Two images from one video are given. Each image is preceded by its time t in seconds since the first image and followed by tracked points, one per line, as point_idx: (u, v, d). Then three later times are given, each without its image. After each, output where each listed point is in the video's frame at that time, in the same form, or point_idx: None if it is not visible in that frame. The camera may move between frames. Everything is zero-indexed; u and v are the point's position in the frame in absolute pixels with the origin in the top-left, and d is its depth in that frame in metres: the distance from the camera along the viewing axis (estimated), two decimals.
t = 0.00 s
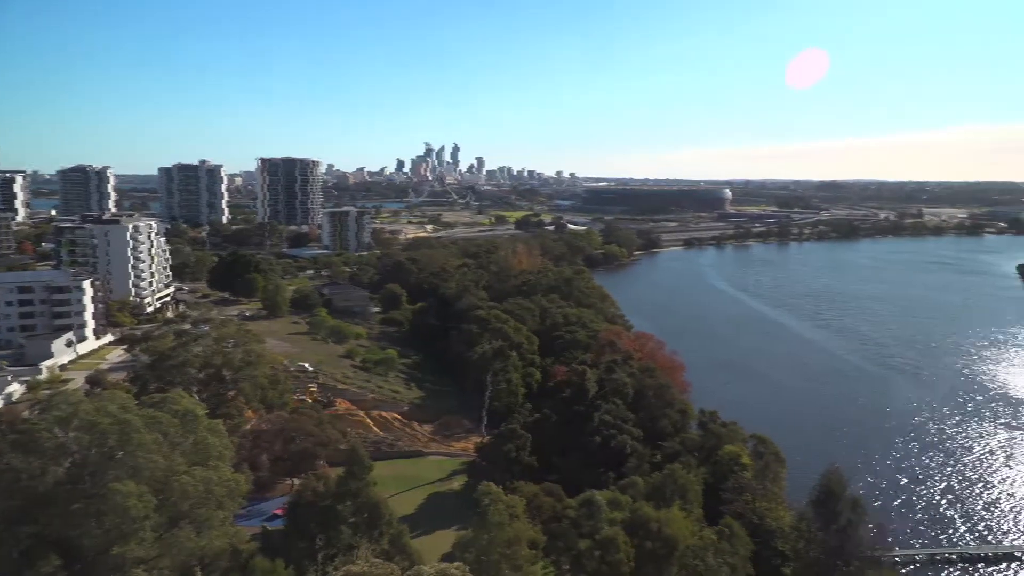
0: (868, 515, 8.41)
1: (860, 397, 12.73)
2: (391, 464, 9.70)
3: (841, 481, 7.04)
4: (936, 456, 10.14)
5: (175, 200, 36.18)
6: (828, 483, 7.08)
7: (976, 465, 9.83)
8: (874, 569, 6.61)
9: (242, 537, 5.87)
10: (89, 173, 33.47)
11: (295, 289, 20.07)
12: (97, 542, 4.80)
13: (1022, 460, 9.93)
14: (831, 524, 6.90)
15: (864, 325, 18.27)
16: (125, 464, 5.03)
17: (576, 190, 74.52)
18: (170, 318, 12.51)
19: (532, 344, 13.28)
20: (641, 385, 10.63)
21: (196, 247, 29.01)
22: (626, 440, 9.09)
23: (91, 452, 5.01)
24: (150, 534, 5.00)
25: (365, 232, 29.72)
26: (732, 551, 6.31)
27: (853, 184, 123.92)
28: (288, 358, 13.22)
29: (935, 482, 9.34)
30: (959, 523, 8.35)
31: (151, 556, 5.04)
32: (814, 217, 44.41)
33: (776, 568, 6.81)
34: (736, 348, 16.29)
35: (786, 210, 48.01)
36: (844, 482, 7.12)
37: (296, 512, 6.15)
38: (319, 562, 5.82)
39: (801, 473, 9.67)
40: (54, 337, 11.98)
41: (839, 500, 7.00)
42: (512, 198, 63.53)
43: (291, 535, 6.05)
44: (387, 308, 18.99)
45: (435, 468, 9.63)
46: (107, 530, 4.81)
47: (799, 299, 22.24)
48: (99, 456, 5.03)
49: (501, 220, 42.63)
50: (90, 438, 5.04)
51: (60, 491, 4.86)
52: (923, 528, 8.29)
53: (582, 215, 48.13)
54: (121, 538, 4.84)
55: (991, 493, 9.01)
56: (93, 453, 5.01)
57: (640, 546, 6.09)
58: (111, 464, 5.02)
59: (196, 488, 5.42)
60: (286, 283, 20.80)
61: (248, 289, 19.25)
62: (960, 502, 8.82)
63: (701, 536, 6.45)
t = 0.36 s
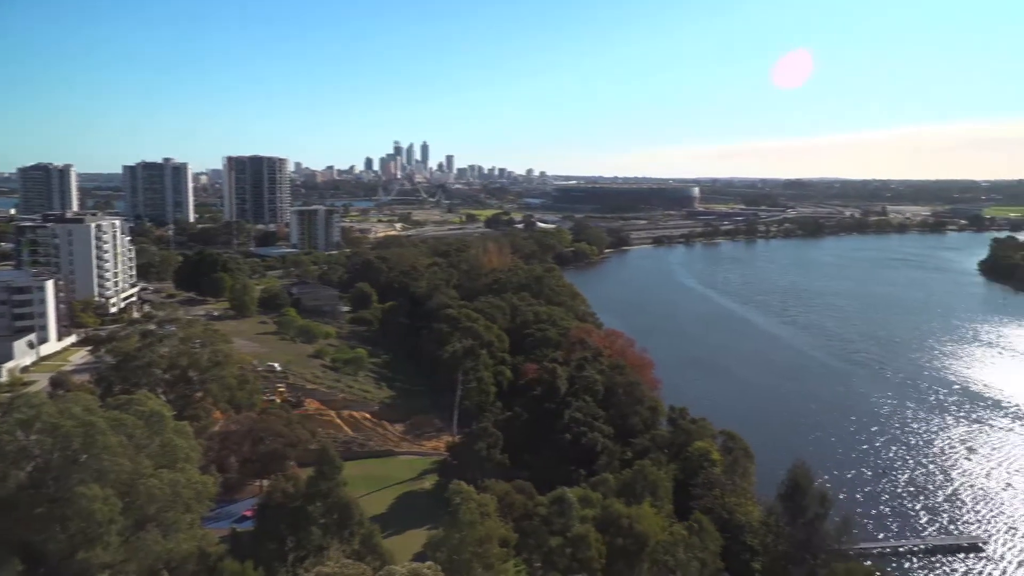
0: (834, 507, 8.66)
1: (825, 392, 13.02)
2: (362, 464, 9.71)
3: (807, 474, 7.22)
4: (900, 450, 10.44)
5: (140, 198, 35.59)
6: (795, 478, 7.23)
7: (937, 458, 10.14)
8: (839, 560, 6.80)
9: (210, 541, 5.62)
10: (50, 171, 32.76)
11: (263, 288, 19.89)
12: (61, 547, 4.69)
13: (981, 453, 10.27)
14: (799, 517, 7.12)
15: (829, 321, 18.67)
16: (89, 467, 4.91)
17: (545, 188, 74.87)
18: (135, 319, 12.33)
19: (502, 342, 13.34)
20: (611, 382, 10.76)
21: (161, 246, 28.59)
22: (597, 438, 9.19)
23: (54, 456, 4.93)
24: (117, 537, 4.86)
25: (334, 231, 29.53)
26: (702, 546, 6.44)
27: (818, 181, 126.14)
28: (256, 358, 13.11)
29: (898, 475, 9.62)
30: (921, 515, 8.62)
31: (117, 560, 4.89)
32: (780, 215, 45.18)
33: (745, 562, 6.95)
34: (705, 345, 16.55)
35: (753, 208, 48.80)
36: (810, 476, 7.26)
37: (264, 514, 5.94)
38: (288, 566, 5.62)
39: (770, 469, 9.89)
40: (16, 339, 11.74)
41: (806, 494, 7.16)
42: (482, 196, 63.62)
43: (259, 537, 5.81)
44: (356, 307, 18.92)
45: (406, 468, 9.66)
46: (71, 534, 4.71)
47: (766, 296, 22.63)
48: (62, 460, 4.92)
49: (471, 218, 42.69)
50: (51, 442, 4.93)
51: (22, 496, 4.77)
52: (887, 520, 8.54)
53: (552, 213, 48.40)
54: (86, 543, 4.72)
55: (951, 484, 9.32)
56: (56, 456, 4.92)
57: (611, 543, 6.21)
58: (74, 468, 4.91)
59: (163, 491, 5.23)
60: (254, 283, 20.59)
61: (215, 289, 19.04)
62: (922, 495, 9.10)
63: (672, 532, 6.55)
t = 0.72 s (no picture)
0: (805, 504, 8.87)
1: (797, 389, 13.27)
2: (336, 464, 9.71)
3: (779, 471, 7.30)
4: (868, 445, 10.71)
5: (108, 198, 35.01)
6: (767, 473, 7.34)
7: (904, 453, 10.42)
8: (812, 555, 6.95)
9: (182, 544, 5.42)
10: (16, 169, 32.09)
11: (235, 288, 19.72)
12: (28, 552, 4.59)
13: (947, 447, 10.58)
14: (772, 513, 7.22)
15: (800, 319, 19.01)
16: (57, 470, 4.84)
17: (519, 186, 75.05)
18: (105, 320, 12.17)
19: (477, 341, 13.40)
20: (586, 381, 10.88)
21: (130, 246, 28.17)
22: (572, 436, 9.28)
23: (21, 459, 4.87)
24: (86, 541, 4.78)
25: (307, 231, 29.32)
26: (674, 542, 6.55)
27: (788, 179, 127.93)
28: (227, 359, 13.02)
29: (867, 469, 9.88)
30: (890, 509, 8.87)
31: (86, 565, 4.72)
32: (752, 214, 45.81)
33: (718, 558, 7.18)
34: (678, 343, 16.76)
35: (724, 208, 49.47)
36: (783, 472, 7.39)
37: (237, 515, 5.89)
38: (262, 567, 5.61)
39: (743, 464, 10.09)
40: None
41: (779, 489, 7.28)
42: (457, 195, 63.60)
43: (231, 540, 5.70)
44: (330, 306, 18.85)
45: (381, 468, 9.69)
46: (40, 538, 4.64)
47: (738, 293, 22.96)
48: (30, 463, 4.86)
49: (445, 217, 42.64)
50: (18, 446, 4.90)
51: None
52: (857, 515, 8.75)
53: (527, 212, 48.57)
54: (54, 547, 4.64)
55: (918, 479, 9.59)
56: (22, 460, 4.86)
57: (587, 540, 6.34)
58: (41, 471, 4.85)
59: (133, 493, 5.13)
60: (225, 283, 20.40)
61: (186, 289, 18.83)
62: (891, 489, 9.36)
63: (647, 529, 6.70)
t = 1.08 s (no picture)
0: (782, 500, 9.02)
1: (773, 386, 13.46)
2: (314, 465, 9.69)
3: (757, 468, 7.26)
4: (842, 441, 10.90)
5: (80, 197, 34.48)
6: (745, 470, 7.45)
7: (878, 448, 10.62)
8: (788, 550, 7.07)
9: (157, 548, 5.39)
10: None
11: (211, 288, 19.54)
12: None
13: (919, 442, 10.81)
14: (750, 510, 7.33)
15: (775, 317, 19.26)
16: (29, 473, 4.73)
17: (498, 185, 75.07)
18: (77, 321, 11.99)
19: (456, 340, 13.41)
20: (565, 380, 10.95)
21: (102, 245, 27.76)
22: (551, 434, 9.33)
23: None
24: (60, 547, 4.74)
25: (283, 230, 29.11)
26: (651, 541, 6.60)
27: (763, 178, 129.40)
28: (203, 360, 12.91)
29: (842, 465, 10.06)
30: (865, 505, 9.04)
31: (60, 570, 4.71)
32: (729, 213, 46.25)
33: (697, 555, 7.35)
34: (657, 341, 16.89)
35: (701, 207, 49.93)
36: (760, 469, 7.51)
37: (214, 517, 5.84)
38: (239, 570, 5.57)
39: (721, 462, 10.23)
40: None
41: (757, 486, 7.39)
42: (435, 194, 63.45)
43: (208, 542, 5.65)
44: (307, 306, 18.75)
45: (360, 469, 9.67)
46: (10, 544, 4.52)
47: (715, 292, 23.19)
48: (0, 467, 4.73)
49: (423, 216, 42.56)
50: None
51: None
52: (833, 511, 8.90)
53: (505, 211, 48.58)
54: (26, 553, 4.57)
55: (890, 474, 9.78)
56: None
57: (566, 538, 6.38)
58: (12, 475, 4.73)
59: (107, 497, 5.07)
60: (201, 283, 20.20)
61: (160, 289, 18.62)
62: (865, 485, 9.54)
63: (626, 527, 6.80)
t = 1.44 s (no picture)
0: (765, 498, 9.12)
1: (756, 384, 13.60)
2: (298, 466, 9.67)
3: (741, 466, 7.38)
4: (824, 439, 11.04)
5: (60, 197, 34.09)
6: (729, 469, 7.55)
7: (858, 446, 10.76)
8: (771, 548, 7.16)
9: (141, 550, 5.36)
10: None
11: (193, 288, 19.40)
12: None
13: (900, 439, 10.97)
14: (733, 508, 7.42)
15: (759, 316, 19.43)
16: (9, 477, 4.72)
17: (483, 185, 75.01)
18: (57, 322, 11.86)
19: (440, 340, 13.45)
20: (550, 380, 11.00)
21: (83, 246, 27.46)
22: (536, 434, 9.37)
23: None
24: (41, 550, 4.69)
25: (266, 230, 28.94)
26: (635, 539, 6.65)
27: (747, 177, 130.19)
28: (186, 361, 12.83)
29: (825, 463, 10.19)
30: (847, 502, 9.17)
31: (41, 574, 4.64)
32: (712, 212, 46.54)
33: (681, 553, 7.42)
34: (641, 340, 16.99)
35: (685, 206, 50.20)
36: (744, 467, 7.61)
37: (198, 519, 5.81)
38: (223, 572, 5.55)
39: (705, 460, 10.32)
40: None
41: (740, 484, 7.49)
42: (420, 194, 63.31)
43: (192, 544, 5.64)
44: (291, 307, 18.68)
45: (345, 469, 9.67)
46: None
47: (699, 291, 23.37)
48: None
49: (408, 216, 42.45)
50: None
51: None
52: (815, 509, 9.02)
53: (490, 211, 48.56)
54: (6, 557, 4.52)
55: (871, 471, 9.92)
56: None
57: (551, 538, 6.44)
58: None
59: (89, 499, 5.05)
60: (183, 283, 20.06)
61: (141, 290, 18.48)
62: (848, 482, 9.68)
63: (611, 526, 6.86)
